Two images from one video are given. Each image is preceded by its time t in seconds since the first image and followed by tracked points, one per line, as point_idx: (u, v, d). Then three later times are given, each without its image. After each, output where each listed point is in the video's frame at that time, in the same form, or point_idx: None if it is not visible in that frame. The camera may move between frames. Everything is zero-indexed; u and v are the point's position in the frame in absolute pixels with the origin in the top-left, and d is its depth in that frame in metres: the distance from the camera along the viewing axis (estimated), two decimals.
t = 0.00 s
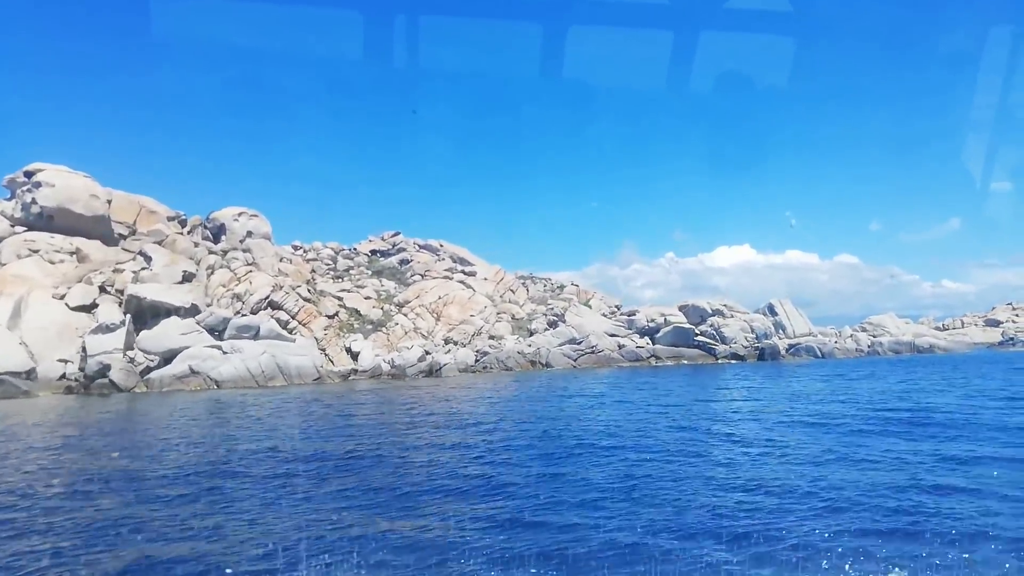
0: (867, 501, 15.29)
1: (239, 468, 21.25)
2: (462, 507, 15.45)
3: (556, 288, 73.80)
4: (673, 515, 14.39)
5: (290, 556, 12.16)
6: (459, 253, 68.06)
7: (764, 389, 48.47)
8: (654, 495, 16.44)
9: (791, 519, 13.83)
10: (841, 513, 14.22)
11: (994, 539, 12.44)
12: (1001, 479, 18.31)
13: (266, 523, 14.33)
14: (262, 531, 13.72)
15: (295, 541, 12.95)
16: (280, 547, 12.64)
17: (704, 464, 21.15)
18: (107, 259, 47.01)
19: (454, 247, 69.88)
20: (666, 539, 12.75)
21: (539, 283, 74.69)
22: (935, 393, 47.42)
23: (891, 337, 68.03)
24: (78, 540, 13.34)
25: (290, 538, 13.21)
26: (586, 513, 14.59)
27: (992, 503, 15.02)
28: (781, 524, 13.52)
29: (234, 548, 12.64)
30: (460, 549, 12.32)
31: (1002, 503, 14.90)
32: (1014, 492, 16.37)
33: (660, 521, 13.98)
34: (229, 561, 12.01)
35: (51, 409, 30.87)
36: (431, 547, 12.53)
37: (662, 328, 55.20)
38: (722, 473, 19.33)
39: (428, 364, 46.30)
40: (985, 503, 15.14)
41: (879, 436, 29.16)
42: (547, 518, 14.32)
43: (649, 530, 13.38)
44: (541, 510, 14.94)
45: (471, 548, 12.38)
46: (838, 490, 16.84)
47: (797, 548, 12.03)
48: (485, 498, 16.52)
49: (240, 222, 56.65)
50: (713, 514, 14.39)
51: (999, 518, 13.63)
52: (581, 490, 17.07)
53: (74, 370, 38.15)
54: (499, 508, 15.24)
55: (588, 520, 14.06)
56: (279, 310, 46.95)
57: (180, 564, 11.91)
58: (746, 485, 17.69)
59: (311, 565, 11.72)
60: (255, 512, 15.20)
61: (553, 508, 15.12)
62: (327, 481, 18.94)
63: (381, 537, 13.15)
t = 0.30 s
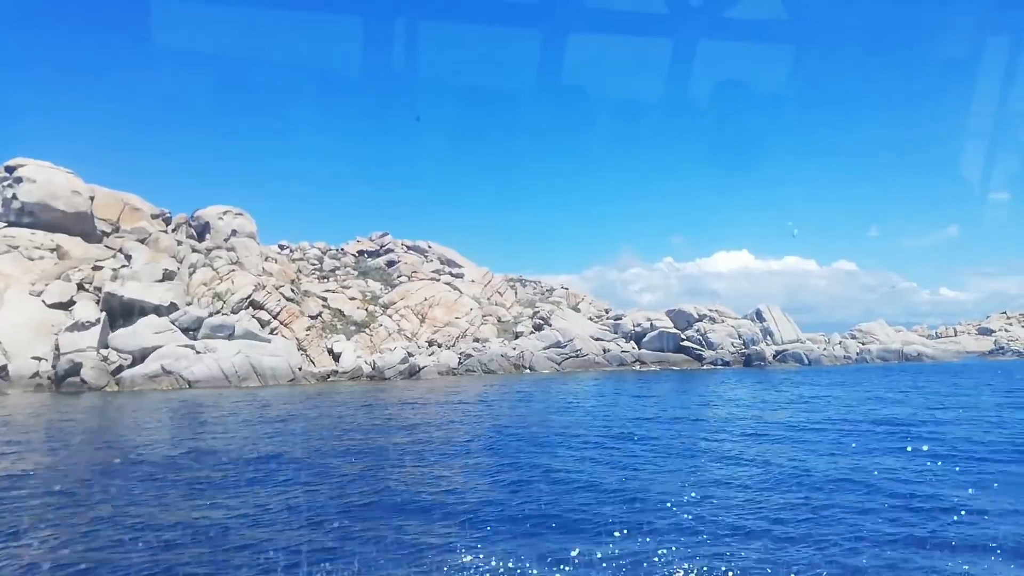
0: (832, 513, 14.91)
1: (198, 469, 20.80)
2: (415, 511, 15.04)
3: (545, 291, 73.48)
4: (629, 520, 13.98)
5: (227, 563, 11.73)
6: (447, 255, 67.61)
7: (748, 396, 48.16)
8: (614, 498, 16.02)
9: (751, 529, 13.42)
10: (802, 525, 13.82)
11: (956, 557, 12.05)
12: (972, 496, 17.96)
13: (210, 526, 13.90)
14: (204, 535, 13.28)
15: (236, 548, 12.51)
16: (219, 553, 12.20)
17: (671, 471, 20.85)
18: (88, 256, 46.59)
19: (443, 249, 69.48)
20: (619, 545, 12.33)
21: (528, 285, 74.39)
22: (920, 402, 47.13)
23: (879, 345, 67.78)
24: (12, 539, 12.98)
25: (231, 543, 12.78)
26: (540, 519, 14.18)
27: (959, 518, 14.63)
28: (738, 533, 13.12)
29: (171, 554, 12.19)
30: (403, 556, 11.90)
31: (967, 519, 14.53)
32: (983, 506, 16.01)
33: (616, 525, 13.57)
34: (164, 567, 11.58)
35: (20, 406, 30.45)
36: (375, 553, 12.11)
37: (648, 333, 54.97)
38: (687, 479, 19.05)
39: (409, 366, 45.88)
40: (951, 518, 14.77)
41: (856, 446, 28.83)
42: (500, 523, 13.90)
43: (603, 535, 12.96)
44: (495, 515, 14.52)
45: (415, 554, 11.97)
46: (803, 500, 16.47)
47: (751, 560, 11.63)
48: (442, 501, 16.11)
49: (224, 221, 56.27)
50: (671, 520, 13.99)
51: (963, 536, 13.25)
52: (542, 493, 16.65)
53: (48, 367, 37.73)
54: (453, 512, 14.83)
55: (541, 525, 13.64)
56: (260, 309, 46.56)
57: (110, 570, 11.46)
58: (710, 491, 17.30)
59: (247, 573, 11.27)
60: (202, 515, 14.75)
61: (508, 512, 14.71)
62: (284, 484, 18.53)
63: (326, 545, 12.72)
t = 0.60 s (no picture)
0: (798, 513, 14.56)
1: (163, 463, 20.49)
2: (371, 507, 14.70)
3: (539, 288, 73.36)
4: (588, 519, 13.63)
5: (165, 560, 11.38)
6: (440, 251, 67.19)
7: (738, 394, 47.85)
8: (577, 496, 15.66)
9: (711, 530, 13.06)
10: (766, 526, 13.46)
11: (918, 560, 11.72)
12: (946, 492, 17.60)
13: (157, 522, 13.56)
14: (149, 531, 12.94)
15: (180, 543, 12.18)
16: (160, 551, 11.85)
17: (643, 465, 20.58)
18: (74, 249, 46.30)
19: (435, 245, 69.15)
20: (571, 547, 11.97)
21: (522, 282, 74.14)
22: (911, 402, 46.80)
23: (873, 343, 67.46)
24: None
25: (175, 538, 12.45)
26: (497, 517, 13.82)
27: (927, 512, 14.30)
28: (698, 535, 12.75)
29: (110, 548, 11.86)
30: (348, 554, 11.55)
31: (935, 520, 14.20)
32: (954, 506, 15.67)
33: (573, 525, 13.21)
34: (99, 562, 11.23)
35: None
36: (319, 551, 11.76)
37: (639, 330, 54.70)
38: (658, 475, 18.76)
39: (396, 362, 45.60)
40: (920, 518, 14.43)
41: (839, 445, 28.51)
42: (455, 520, 13.55)
43: (557, 535, 12.60)
44: (451, 513, 14.18)
45: (361, 551, 11.62)
46: (771, 500, 16.13)
47: (706, 563, 11.26)
48: (401, 498, 15.77)
49: (214, 215, 55.93)
50: (631, 520, 13.63)
51: (929, 538, 12.91)
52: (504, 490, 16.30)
53: (29, 361, 37.45)
54: (409, 509, 14.48)
55: (496, 524, 13.28)
56: (247, 305, 46.28)
57: (48, 564, 11.15)
58: (678, 488, 16.95)
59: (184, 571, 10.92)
60: (153, 510, 14.42)
61: (465, 509, 14.37)
62: (246, 479, 18.20)
63: (274, 539, 12.42)
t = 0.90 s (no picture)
0: (761, 505, 14.23)
1: (127, 463, 20.24)
2: (327, 505, 14.38)
3: (532, 284, 73.09)
4: (543, 518, 13.32)
5: (100, 559, 11.08)
6: (430, 247, 66.74)
7: (726, 390, 47.55)
8: (538, 494, 15.35)
9: (668, 526, 12.74)
10: (727, 520, 13.11)
11: (878, 551, 11.35)
12: (919, 482, 17.28)
13: (103, 523, 13.29)
14: (94, 532, 12.67)
15: (120, 545, 11.89)
16: (101, 552, 11.56)
17: (613, 462, 20.31)
18: (58, 247, 45.97)
19: (426, 241, 68.75)
20: (520, 546, 11.67)
21: (514, 278, 73.87)
22: (900, 397, 46.47)
23: (866, 339, 67.12)
24: None
25: (120, 538, 12.21)
26: (451, 517, 13.50)
27: (888, 508, 14.06)
28: (655, 531, 12.41)
29: (48, 548, 11.60)
30: (289, 555, 11.32)
31: (901, 510, 13.86)
32: (924, 496, 15.32)
33: (527, 524, 12.90)
34: (36, 562, 11.03)
35: None
36: (263, 554, 11.40)
37: (628, 326, 54.44)
38: (625, 470, 18.50)
39: (381, 359, 45.28)
40: (886, 509, 14.09)
41: (821, 439, 28.20)
42: (409, 521, 13.26)
43: (510, 535, 12.28)
44: (404, 513, 13.94)
45: (304, 552, 11.41)
46: (734, 496, 15.90)
47: (656, 562, 10.92)
48: (358, 496, 15.45)
49: (201, 211, 55.61)
50: (587, 518, 13.31)
51: (892, 529, 12.57)
52: (465, 489, 16.01)
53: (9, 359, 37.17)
54: (363, 509, 14.20)
55: (450, 524, 12.97)
56: (232, 302, 45.98)
57: None
58: (642, 484, 16.65)
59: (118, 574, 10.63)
60: (101, 510, 14.13)
61: (421, 510, 14.06)
62: (207, 478, 17.91)
63: (219, 540, 12.22)
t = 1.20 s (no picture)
0: (711, 504, 14.03)
1: (82, 465, 19.86)
2: (271, 506, 14.04)
3: (518, 281, 72.81)
4: (488, 518, 13.00)
5: (28, 563, 10.78)
6: (414, 244, 66.28)
7: (708, 386, 47.34)
8: (489, 493, 15.03)
9: (615, 525, 12.43)
10: (676, 518, 12.90)
11: (823, 551, 11.07)
12: (880, 478, 17.09)
13: (38, 525, 12.98)
14: (23, 537, 12.30)
15: (45, 550, 11.53)
16: (29, 553, 11.27)
17: (576, 459, 20.04)
18: (32, 245, 45.35)
19: (410, 238, 68.31)
20: (458, 546, 11.35)
21: (500, 276, 73.57)
22: (881, 393, 46.30)
23: (851, 335, 67.00)
24: None
25: (53, 542, 11.95)
26: (395, 517, 13.16)
27: (840, 505, 13.89)
28: (600, 531, 12.10)
29: None
30: (223, 555, 11.10)
31: (856, 509, 13.57)
32: (882, 494, 15.05)
33: (470, 524, 12.58)
34: None
35: None
36: (190, 557, 11.04)
37: (611, 323, 54.21)
38: (585, 467, 18.26)
39: (359, 358, 44.89)
40: (842, 507, 13.80)
41: (794, 436, 27.96)
42: (350, 521, 12.91)
43: (450, 535, 11.96)
44: (351, 512, 13.71)
45: (239, 552, 11.20)
46: (689, 488, 15.72)
47: (595, 559, 10.72)
48: (307, 496, 15.12)
49: (180, 209, 55.12)
50: (533, 517, 13.01)
51: (842, 528, 12.28)
52: (417, 489, 15.69)
53: None
54: (311, 509, 13.95)
55: (391, 524, 12.64)
56: (209, 301, 45.54)
57: None
58: (599, 482, 16.35)
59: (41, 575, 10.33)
60: (36, 513, 13.75)
61: (367, 510, 13.72)
62: (157, 480, 17.54)
63: (156, 540, 12.01)
